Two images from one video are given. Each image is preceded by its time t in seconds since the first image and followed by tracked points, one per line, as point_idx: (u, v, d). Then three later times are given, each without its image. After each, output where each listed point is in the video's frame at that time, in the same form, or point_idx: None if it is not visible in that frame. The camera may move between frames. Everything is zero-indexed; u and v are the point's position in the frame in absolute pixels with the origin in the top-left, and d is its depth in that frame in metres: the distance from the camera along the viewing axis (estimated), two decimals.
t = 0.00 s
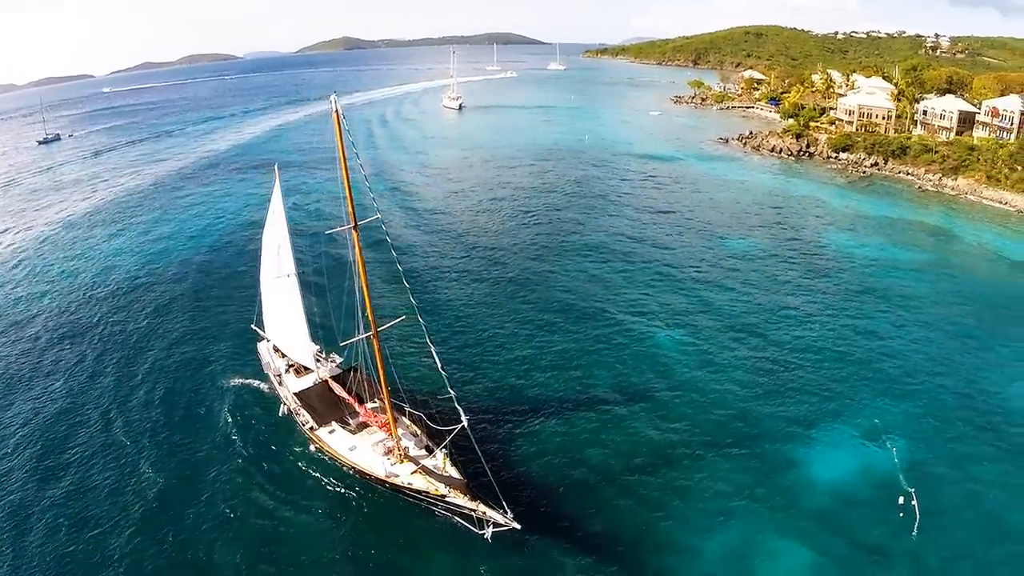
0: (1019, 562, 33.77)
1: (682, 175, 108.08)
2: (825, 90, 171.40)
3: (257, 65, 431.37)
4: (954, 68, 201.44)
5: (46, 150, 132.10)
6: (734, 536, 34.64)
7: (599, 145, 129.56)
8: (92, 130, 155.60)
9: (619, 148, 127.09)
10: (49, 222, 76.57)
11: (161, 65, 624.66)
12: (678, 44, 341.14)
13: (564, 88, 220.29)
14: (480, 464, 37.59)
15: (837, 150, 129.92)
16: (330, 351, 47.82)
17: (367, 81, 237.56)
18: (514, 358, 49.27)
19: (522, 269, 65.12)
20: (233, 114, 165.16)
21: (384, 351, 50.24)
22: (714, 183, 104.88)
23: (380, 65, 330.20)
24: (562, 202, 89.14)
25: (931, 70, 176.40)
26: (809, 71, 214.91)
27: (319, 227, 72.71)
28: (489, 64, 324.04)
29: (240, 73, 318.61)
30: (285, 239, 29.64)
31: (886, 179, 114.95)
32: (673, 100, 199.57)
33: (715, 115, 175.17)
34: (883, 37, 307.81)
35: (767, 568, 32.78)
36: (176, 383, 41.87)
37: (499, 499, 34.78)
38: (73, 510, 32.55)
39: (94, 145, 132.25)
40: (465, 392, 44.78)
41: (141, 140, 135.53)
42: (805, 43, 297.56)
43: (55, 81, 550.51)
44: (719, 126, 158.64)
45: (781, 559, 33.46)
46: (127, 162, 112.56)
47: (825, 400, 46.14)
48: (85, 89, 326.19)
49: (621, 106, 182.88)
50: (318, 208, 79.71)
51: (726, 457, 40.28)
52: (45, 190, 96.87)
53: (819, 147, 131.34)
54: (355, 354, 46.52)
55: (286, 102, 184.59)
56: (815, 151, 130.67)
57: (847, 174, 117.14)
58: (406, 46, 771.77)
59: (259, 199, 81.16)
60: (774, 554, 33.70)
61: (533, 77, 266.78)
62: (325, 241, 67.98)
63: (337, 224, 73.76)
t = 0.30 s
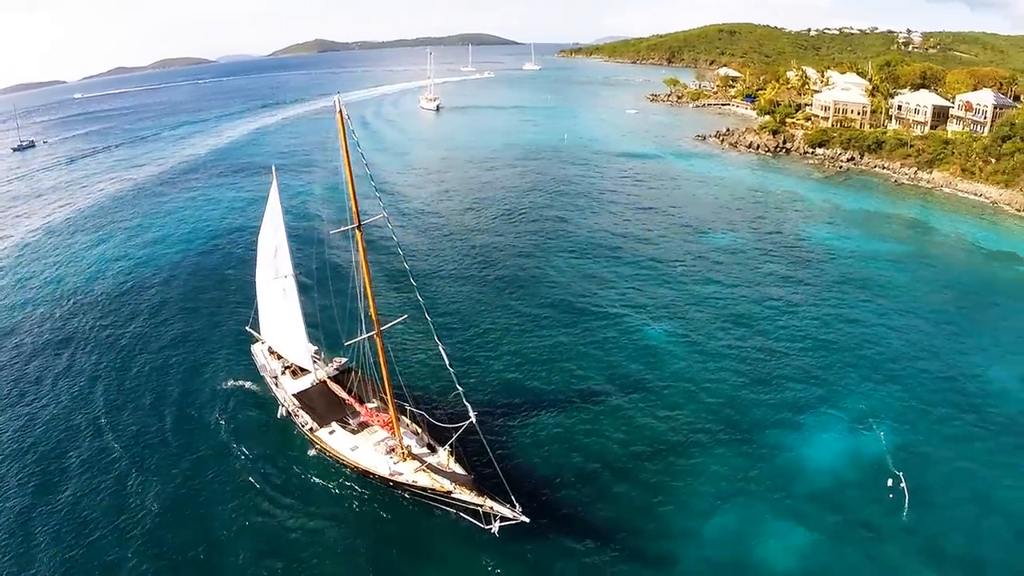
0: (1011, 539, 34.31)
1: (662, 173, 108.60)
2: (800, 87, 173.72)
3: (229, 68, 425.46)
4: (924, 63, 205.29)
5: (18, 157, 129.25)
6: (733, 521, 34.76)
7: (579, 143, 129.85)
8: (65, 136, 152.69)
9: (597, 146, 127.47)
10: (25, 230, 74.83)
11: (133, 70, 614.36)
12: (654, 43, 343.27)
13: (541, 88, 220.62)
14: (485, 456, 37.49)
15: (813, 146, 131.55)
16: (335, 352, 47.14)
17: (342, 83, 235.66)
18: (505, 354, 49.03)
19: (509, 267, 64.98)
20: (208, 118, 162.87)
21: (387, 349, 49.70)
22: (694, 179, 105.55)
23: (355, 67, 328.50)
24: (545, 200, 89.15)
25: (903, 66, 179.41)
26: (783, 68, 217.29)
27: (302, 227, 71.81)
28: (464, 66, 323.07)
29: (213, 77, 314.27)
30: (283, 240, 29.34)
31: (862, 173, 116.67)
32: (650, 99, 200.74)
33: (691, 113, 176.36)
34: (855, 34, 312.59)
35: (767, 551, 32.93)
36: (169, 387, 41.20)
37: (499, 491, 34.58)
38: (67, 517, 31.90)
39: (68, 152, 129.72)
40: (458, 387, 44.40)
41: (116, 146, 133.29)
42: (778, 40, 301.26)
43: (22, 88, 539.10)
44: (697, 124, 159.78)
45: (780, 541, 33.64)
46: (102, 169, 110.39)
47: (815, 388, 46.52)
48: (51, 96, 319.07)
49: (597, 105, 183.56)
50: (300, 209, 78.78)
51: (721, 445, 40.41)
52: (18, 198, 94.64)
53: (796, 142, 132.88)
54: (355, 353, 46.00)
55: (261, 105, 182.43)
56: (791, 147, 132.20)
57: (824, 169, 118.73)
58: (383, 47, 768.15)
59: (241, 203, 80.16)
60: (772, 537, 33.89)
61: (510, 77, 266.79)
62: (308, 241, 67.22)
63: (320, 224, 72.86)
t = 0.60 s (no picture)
0: (1000, 518, 35.05)
1: (641, 171, 109.20)
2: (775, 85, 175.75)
3: (201, 73, 419.65)
4: (895, 59, 208.93)
5: None
6: (730, 507, 35.09)
7: (558, 143, 130.18)
8: (35, 143, 149.66)
9: (576, 146, 127.82)
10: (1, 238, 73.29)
11: (104, 75, 604.41)
12: (628, 42, 345.22)
13: (517, 89, 220.78)
14: (485, 446, 37.72)
15: (790, 142, 133.04)
16: (336, 352, 46.49)
17: (318, 86, 233.88)
18: (495, 351, 48.96)
19: (496, 265, 64.92)
20: (184, 123, 160.65)
21: (387, 344, 49.43)
22: (674, 177, 106.25)
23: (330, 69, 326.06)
24: (527, 199, 89.31)
25: (876, 62, 182.33)
26: (757, 65, 219.61)
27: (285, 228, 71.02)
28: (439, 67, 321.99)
29: (184, 83, 309.72)
30: (279, 242, 29.11)
31: (839, 168, 118.44)
32: (626, 98, 201.83)
33: (667, 111, 177.59)
34: (827, 31, 317.06)
35: (765, 535, 33.26)
36: (158, 393, 40.58)
37: (498, 483, 34.46)
38: (58, 523, 31.30)
39: (41, 159, 127.11)
40: (453, 385, 44.15)
41: (90, 152, 131.12)
42: (751, 38, 304.62)
43: None
44: (675, 122, 160.99)
45: (777, 525, 34.01)
46: (77, 175, 108.45)
47: (804, 377, 47.04)
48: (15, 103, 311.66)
49: (574, 105, 184.19)
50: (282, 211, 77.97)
51: (713, 435, 40.74)
52: None
53: (772, 139, 134.43)
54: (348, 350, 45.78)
55: (237, 109, 180.52)
56: (768, 143, 133.73)
57: (801, 164, 120.27)
58: (359, 49, 764.02)
59: (221, 207, 79.21)
60: (769, 521, 34.27)
61: (485, 78, 266.71)
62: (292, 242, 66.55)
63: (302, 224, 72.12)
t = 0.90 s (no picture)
0: (984, 495, 36.17)
1: (621, 169, 109.99)
2: (749, 82, 178.05)
3: (171, 78, 413.47)
4: (866, 56, 212.83)
5: None
6: (724, 492, 35.69)
7: (537, 142, 130.70)
8: (6, 150, 146.65)
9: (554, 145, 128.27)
10: None
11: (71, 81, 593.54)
12: (603, 41, 347.11)
13: (493, 90, 220.96)
14: (488, 441, 37.88)
15: (765, 138, 134.89)
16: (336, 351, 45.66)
17: (293, 90, 231.89)
18: (485, 347, 49.15)
19: (482, 263, 65.13)
20: (157, 128, 158.36)
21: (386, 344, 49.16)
22: (653, 174, 107.21)
23: (302, 72, 323.02)
24: (509, 198, 89.74)
25: (847, 58, 185.52)
26: (730, 63, 222.17)
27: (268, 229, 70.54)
28: (414, 69, 321.04)
29: (153, 88, 304.79)
30: (274, 244, 29.12)
31: (814, 163, 120.54)
32: (601, 96, 203.16)
33: (643, 110, 179.04)
34: (798, 27, 321.80)
35: (759, 518, 33.91)
36: (148, 398, 40.28)
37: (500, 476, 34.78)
38: (52, 530, 31.03)
39: (12, 167, 124.50)
40: (453, 384, 44.07)
41: (64, 159, 128.90)
42: (724, 36, 308.31)
43: None
44: (652, 120, 162.31)
45: (770, 508, 34.68)
46: (51, 183, 106.55)
47: (791, 366, 47.89)
48: None
49: (551, 105, 184.93)
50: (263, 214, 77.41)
51: (704, 423, 41.37)
52: None
53: (748, 135, 136.29)
54: (342, 346, 45.59)
55: (212, 114, 178.44)
56: (744, 140, 135.56)
57: (777, 160, 122.10)
58: (334, 52, 758.80)
59: (202, 211, 78.44)
60: (762, 504, 34.96)
61: (461, 79, 266.38)
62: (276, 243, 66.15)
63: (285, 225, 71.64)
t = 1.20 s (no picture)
0: (972, 475, 37.18)
1: (605, 167, 110.73)
2: (730, 80, 179.71)
3: (148, 81, 408.22)
4: (843, 53, 215.79)
5: None
6: (721, 477, 36.42)
7: (522, 142, 131.14)
8: None
9: (539, 145, 128.73)
10: None
11: (45, 86, 583.89)
12: (582, 41, 348.71)
13: (475, 91, 221.03)
14: (496, 435, 38.26)
15: (747, 135, 136.32)
16: (343, 349, 45.50)
17: (274, 93, 230.20)
18: (479, 343, 49.45)
19: (472, 261, 65.39)
20: (137, 133, 156.46)
21: (392, 341, 49.02)
22: (639, 172, 108.04)
23: (282, 76, 321.37)
24: (496, 197, 90.15)
25: (826, 56, 187.94)
26: (710, 62, 224.16)
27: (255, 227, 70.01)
28: (395, 70, 319.87)
29: (129, 92, 300.30)
30: (274, 245, 29.30)
31: (796, 160, 122.13)
32: (583, 96, 204.12)
33: (625, 109, 180.21)
34: (776, 25, 325.50)
35: (756, 504, 34.53)
36: (145, 399, 40.14)
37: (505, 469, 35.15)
38: (55, 530, 30.90)
39: None
40: (454, 379, 44.25)
41: (44, 165, 127.33)
42: (703, 35, 310.98)
43: None
44: (634, 120, 163.47)
45: (766, 492, 35.47)
46: (32, 189, 105.01)
47: (781, 356, 48.69)
48: None
49: (533, 105, 185.63)
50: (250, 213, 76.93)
51: (699, 412, 42.02)
52: None
53: (730, 133, 137.70)
54: (338, 343, 45.68)
55: (193, 117, 176.77)
56: (726, 138, 136.99)
57: (759, 157, 123.50)
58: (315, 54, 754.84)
59: (189, 213, 77.91)
60: (758, 488, 35.73)
61: (442, 80, 266.09)
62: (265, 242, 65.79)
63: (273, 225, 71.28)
